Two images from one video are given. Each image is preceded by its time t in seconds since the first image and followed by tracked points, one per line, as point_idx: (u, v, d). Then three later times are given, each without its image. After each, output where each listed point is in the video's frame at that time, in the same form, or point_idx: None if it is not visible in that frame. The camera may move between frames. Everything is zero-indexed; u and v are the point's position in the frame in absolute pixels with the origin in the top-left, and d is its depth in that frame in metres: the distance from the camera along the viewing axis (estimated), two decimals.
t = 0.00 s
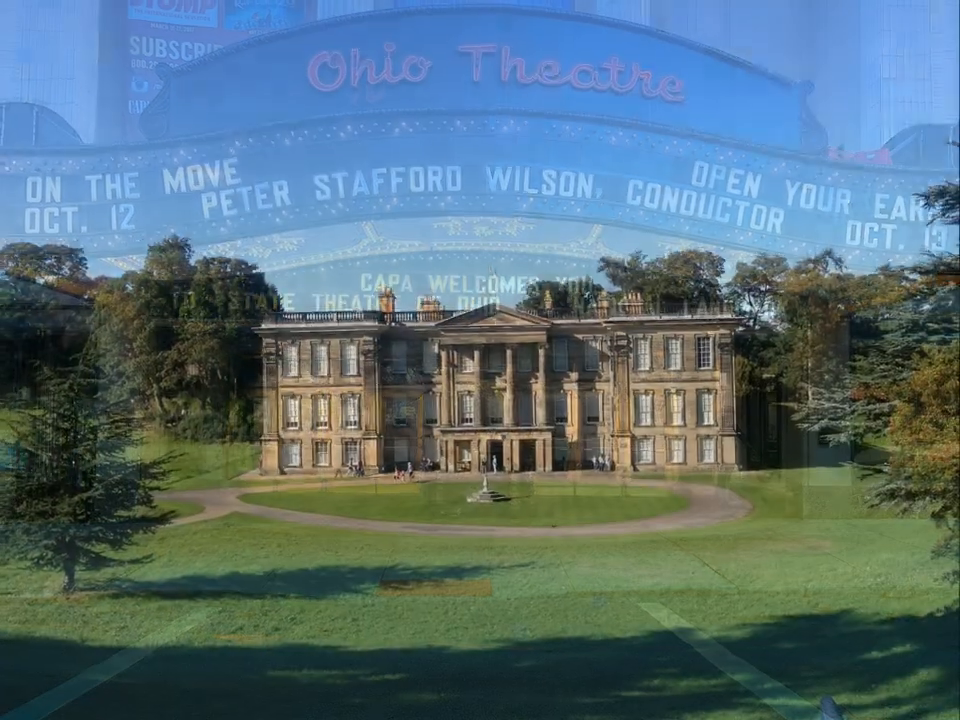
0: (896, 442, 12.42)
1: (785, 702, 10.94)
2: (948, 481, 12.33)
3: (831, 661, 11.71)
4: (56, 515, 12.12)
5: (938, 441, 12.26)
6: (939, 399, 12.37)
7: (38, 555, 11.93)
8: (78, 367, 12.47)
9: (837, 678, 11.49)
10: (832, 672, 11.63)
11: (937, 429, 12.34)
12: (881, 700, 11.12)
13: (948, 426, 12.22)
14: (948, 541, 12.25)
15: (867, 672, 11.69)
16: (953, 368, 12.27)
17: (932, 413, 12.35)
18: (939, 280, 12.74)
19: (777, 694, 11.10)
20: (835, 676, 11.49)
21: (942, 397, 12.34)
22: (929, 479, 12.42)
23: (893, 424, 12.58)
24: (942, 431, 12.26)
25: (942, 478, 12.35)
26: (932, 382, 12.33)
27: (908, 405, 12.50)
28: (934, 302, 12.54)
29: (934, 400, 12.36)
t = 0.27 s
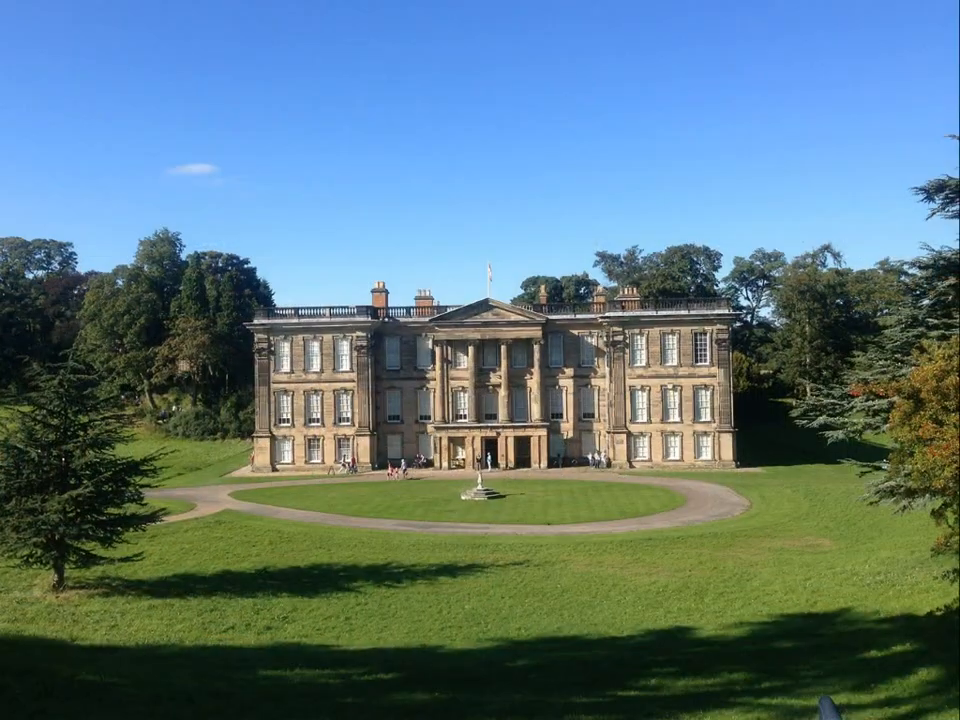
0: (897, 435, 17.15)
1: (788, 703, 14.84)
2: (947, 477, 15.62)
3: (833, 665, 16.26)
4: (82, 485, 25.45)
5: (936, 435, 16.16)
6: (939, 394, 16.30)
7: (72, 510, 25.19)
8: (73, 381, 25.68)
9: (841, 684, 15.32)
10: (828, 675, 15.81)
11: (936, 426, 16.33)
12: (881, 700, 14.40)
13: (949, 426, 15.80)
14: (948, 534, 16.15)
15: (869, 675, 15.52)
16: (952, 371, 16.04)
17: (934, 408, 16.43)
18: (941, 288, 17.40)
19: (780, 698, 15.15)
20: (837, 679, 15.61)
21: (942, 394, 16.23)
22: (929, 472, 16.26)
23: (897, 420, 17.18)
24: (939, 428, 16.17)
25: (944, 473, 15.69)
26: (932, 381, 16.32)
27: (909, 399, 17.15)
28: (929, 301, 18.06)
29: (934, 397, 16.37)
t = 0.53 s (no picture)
0: (896, 431, 16.95)
1: (786, 703, 14.64)
2: (947, 473, 15.41)
3: (831, 664, 16.08)
4: (71, 482, 25.16)
5: (936, 431, 15.98)
6: (938, 391, 16.08)
7: (62, 507, 24.91)
8: (63, 378, 25.49)
9: (840, 684, 15.13)
10: (826, 675, 15.62)
11: (936, 422, 16.09)
12: (880, 700, 14.21)
13: (948, 422, 15.59)
14: (948, 532, 15.93)
15: (868, 674, 15.33)
16: (952, 367, 15.83)
17: (934, 405, 16.23)
18: (940, 283, 17.17)
19: (778, 697, 14.95)
20: (835, 678, 15.41)
21: (942, 390, 16.00)
22: (928, 469, 16.07)
23: (897, 417, 16.94)
24: (938, 424, 15.99)
25: (943, 470, 15.49)
26: (931, 377, 16.09)
27: (909, 395, 16.96)
28: (929, 296, 17.83)
29: (934, 393, 16.16)
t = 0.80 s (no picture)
0: (896, 428, 16.74)
1: (784, 702, 14.43)
2: (947, 470, 15.23)
3: (830, 663, 15.88)
4: (61, 479, 24.86)
5: (936, 428, 15.80)
6: (938, 387, 15.89)
7: (51, 504, 24.57)
8: (53, 373, 25.02)
9: (838, 684, 14.92)
10: (824, 674, 15.42)
11: (936, 418, 15.90)
12: (879, 699, 14.02)
13: (948, 419, 15.41)
14: (948, 530, 15.73)
15: (867, 674, 15.14)
16: (952, 363, 15.64)
17: (934, 401, 16.03)
18: (940, 278, 16.92)
19: (776, 697, 14.74)
20: (834, 677, 15.23)
21: (942, 386, 15.83)
22: (928, 466, 15.89)
23: (897, 413, 16.73)
24: (939, 421, 15.81)
25: (943, 467, 15.31)
26: (931, 373, 15.90)
27: (908, 391, 16.76)
28: (929, 291, 17.60)
29: (934, 390, 15.99)
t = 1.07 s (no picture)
0: (895, 425, 16.59)
1: (782, 702, 14.23)
2: (947, 467, 15.10)
3: (828, 663, 15.70)
4: (50, 476, 24.56)
5: (936, 425, 15.62)
6: (938, 383, 15.74)
7: (40, 502, 24.33)
8: (41, 369, 24.66)
9: (836, 683, 14.73)
10: (823, 674, 15.23)
11: (936, 415, 15.74)
12: (878, 699, 13.83)
13: (948, 416, 15.21)
14: (948, 528, 15.55)
15: (865, 673, 14.95)
16: (951, 358, 15.45)
17: (934, 397, 15.87)
18: (939, 273, 16.72)
19: (774, 697, 14.54)
20: (833, 677, 15.04)
21: (942, 382, 15.66)
22: (928, 463, 15.74)
23: (897, 410, 16.56)
24: (938, 417, 15.63)
25: (943, 464, 15.18)
26: (931, 369, 15.73)
27: (907, 387, 16.59)
28: (928, 285, 17.40)
29: (933, 385, 15.82)
